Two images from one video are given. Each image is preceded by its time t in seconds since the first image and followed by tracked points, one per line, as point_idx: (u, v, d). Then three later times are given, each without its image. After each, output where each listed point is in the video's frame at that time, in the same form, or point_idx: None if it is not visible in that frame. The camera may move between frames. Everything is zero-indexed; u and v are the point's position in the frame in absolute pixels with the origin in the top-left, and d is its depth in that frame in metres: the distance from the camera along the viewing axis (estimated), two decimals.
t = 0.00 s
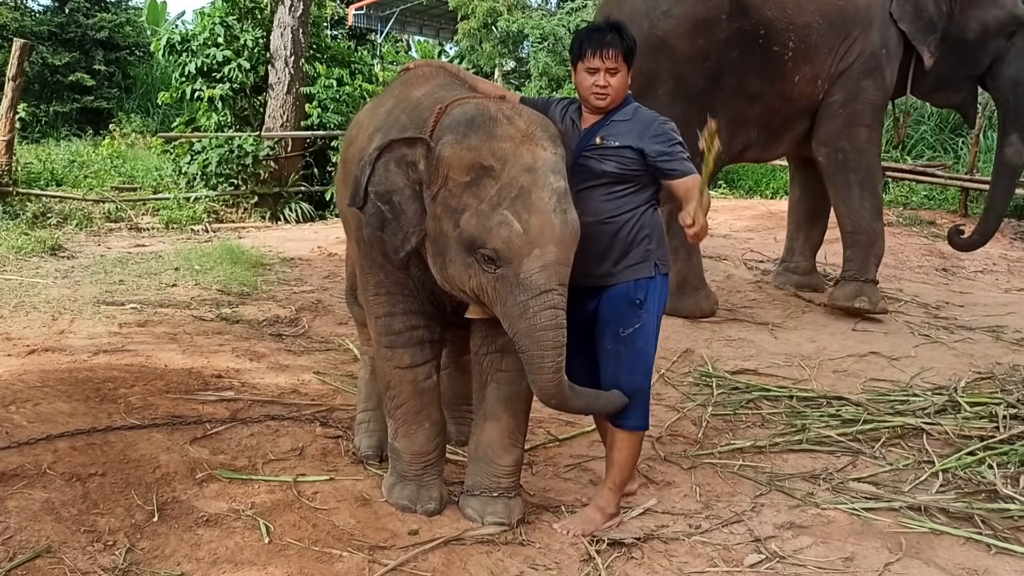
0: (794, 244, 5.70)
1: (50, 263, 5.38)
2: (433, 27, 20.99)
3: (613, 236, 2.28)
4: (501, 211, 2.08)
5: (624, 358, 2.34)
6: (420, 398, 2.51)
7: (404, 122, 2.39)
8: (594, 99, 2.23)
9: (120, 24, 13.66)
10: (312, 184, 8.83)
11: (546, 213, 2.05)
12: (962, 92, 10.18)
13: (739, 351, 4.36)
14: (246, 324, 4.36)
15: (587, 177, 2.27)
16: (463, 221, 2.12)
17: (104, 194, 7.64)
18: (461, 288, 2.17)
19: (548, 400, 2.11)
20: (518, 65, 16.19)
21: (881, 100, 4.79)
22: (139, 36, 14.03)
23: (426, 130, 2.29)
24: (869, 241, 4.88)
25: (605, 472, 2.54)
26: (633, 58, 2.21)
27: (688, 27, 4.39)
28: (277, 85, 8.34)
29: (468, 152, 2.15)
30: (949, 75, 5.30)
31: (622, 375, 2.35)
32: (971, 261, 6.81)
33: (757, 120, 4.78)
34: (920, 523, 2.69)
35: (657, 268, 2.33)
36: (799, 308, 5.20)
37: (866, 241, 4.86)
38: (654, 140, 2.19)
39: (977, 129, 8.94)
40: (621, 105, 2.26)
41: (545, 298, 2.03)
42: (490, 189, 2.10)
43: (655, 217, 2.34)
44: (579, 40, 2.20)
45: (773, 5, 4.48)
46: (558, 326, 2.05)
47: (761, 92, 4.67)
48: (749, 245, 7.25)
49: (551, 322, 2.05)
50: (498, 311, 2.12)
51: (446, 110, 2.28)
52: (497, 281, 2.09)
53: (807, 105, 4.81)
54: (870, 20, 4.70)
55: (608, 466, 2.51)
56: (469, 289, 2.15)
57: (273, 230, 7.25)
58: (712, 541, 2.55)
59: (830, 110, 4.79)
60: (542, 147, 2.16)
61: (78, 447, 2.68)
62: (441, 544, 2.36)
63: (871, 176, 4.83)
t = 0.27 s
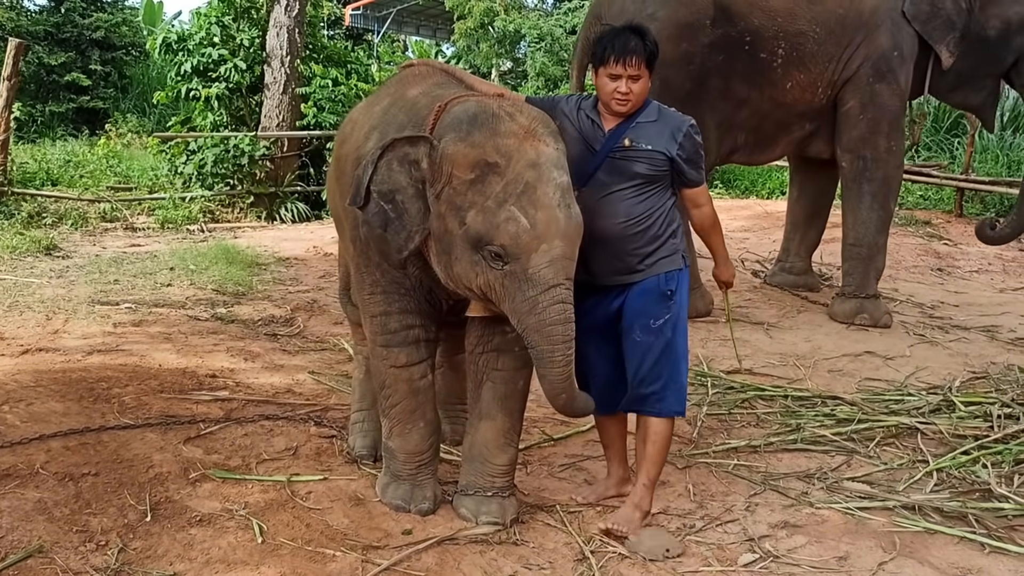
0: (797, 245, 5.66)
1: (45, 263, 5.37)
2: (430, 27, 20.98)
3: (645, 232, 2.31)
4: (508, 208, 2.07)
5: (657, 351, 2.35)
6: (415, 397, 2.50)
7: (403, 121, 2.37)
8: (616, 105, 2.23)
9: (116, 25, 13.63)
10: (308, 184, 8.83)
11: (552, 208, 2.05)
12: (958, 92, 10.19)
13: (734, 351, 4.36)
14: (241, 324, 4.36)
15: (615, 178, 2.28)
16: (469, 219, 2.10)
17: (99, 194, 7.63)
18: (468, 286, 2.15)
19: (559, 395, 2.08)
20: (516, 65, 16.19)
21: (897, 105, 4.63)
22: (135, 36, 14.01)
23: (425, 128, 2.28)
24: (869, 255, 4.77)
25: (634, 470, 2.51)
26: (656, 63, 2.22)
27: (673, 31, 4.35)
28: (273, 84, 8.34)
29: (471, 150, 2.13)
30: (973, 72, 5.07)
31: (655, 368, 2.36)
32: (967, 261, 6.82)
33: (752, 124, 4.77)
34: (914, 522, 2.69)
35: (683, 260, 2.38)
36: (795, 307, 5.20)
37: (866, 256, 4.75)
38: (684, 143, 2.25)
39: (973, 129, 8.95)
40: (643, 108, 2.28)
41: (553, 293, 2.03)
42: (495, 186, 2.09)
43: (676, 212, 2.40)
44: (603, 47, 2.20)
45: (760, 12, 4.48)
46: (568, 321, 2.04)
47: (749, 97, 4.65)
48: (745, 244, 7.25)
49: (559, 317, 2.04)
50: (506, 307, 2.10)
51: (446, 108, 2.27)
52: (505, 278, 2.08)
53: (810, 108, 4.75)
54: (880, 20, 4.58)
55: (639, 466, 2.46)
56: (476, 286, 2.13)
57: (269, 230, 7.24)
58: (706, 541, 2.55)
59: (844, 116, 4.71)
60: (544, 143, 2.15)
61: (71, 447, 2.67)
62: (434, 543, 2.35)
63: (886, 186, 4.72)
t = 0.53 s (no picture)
0: (798, 247, 5.62)
1: (34, 264, 5.33)
2: (426, 27, 20.95)
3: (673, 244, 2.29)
4: (504, 208, 2.01)
5: (686, 364, 2.29)
6: (404, 401, 2.47)
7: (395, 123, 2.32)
8: (646, 113, 2.21)
9: (109, 24, 13.57)
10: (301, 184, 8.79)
11: (547, 210, 2.00)
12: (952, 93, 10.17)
13: (727, 353, 4.34)
14: (231, 325, 4.32)
15: (643, 186, 2.25)
16: (464, 220, 2.05)
17: (90, 194, 7.60)
18: (460, 288, 2.09)
19: (543, 399, 2.03)
20: (511, 65, 16.15)
21: (892, 107, 4.51)
22: (128, 35, 13.96)
23: (418, 128, 2.22)
24: (861, 259, 4.71)
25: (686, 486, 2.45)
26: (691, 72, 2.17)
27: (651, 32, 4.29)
28: (265, 84, 8.31)
29: (467, 150, 2.08)
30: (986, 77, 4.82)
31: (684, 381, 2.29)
32: (961, 262, 6.81)
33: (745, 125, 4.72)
34: (906, 527, 2.67)
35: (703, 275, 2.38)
36: (789, 309, 5.18)
37: (857, 260, 4.69)
38: (716, 158, 2.23)
39: (967, 129, 8.94)
40: (675, 118, 2.25)
41: (548, 295, 1.98)
42: (491, 186, 2.04)
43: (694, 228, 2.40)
44: (637, 53, 2.16)
45: (741, 9, 4.45)
46: (562, 323, 2.00)
47: (736, 95, 4.61)
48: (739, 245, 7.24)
49: (554, 319, 1.99)
50: (501, 310, 2.05)
51: (439, 109, 2.22)
52: (500, 279, 2.02)
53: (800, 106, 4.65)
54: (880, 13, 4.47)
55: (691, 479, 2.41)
56: (469, 288, 2.07)
57: (260, 231, 7.21)
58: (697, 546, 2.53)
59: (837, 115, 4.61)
60: (539, 145, 2.11)
61: (55, 451, 2.64)
62: (421, 549, 2.33)
63: (880, 190, 4.63)
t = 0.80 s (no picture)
0: (804, 241, 5.57)
1: (25, 263, 5.35)
2: (422, 27, 20.98)
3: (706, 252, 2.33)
4: (481, 203, 2.02)
5: (701, 376, 2.29)
6: (384, 396, 2.49)
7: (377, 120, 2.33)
8: (673, 111, 2.24)
9: (104, 24, 13.58)
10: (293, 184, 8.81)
11: (524, 205, 2.01)
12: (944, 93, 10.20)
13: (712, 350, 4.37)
14: (219, 324, 4.35)
15: (680, 188, 2.29)
16: (441, 215, 2.06)
17: (83, 194, 7.62)
18: (439, 282, 2.11)
19: (516, 393, 2.07)
20: (506, 66, 16.18)
21: (878, 105, 4.52)
22: (123, 35, 13.98)
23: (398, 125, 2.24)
24: (847, 260, 4.71)
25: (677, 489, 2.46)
26: (723, 70, 2.19)
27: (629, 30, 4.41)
28: (258, 84, 8.33)
29: (445, 146, 2.09)
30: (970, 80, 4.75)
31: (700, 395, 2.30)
32: (949, 261, 6.84)
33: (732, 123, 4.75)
34: (881, 520, 2.70)
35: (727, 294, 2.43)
36: (775, 307, 5.21)
37: (842, 261, 4.69)
38: (751, 158, 2.25)
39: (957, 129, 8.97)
40: (711, 119, 2.28)
41: (524, 289, 1.99)
42: (469, 181, 2.05)
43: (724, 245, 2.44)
44: (667, 51, 2.19)
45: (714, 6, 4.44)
46: (538, 318, 2.01)
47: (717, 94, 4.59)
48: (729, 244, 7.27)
49: (529, 313, 2.01)
50: (478, 304, 2.06)
51: (420, 105, 2.23)
52: (477, 273, 2.04)
53: (787, 104, 4.66)
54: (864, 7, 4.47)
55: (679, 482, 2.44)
56: (447, 282, 2.09)
57: (252, 230, 7.23)
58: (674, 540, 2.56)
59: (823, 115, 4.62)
60: (518, 141, 2.12)
61: (38, 446, 2.66)
62: (400, 542, 2.35)
63: (866, 191, 4.63)
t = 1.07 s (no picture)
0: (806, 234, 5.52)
1: (17, 256, 5.42)
2: (417, 26, 21.05)
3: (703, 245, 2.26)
4: (446, 182, 2.11)
5: (693, 368, 2.29)
6: (360, 376, 2.56)
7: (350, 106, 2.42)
8: (663, 102, 2.14)
9: (99, 23, 13.63)
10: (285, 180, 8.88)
11: (489, 184, 2.09)
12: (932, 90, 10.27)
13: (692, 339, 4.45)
14: (207, 314, 4.42)
15: (676, 181, 2.21)
16: (408, 194, 2.15)
17: (76, 189, 7.68)
18: (407, 262, 2.19)
19: (490, 370, 2.13)
20: (502, 64, 16.26)
21: (851, 98, 4.55)
22: (118, 33, 14.04)
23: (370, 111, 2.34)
24: (824, 252, 4.78)
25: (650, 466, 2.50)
26: (713, 58, 2.09)
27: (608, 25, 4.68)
28: (250, 80, 8.39)
29: (411, 128, 2.18)
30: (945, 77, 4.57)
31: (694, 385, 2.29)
32: (933, 255, 6.92)
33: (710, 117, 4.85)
34: (846, 499, 2.78)
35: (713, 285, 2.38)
36: (758, 298, 5.29)
37: (820, 253, 4.76)
38: (748, 150, 2.17)
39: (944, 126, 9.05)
40: (706, 108, 2.19)
41: (489, 266, 2.07)
42: (435, 162, 2.13)
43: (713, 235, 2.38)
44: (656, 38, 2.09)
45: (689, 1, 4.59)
46: (502, 294, 2.09)
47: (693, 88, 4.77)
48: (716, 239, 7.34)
49: (494, 290, 2.09)
50: (445, 281, 2.14)
51: (391, 91, 2.32)
52: (443, 251, 2.12)
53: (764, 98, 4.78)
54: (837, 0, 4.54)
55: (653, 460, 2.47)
56: (416, 262, 2.17)
57: (243, 225, 7.30)
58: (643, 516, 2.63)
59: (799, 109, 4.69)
60: (484, 124, 2.20)
61: (25, 427, 2.73)
62: (375, 517, 2.43)
63: (842, 184, 4.68)
